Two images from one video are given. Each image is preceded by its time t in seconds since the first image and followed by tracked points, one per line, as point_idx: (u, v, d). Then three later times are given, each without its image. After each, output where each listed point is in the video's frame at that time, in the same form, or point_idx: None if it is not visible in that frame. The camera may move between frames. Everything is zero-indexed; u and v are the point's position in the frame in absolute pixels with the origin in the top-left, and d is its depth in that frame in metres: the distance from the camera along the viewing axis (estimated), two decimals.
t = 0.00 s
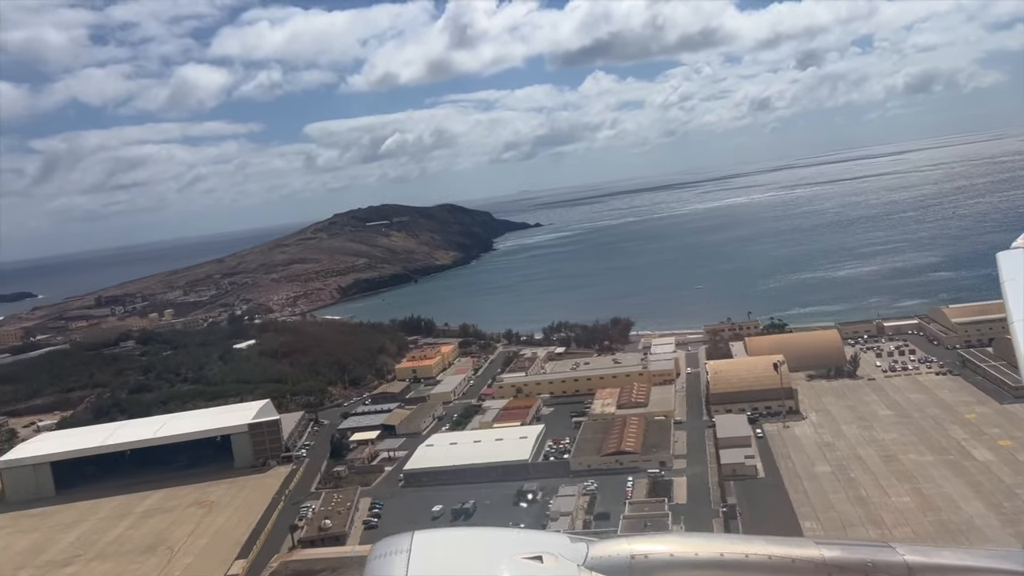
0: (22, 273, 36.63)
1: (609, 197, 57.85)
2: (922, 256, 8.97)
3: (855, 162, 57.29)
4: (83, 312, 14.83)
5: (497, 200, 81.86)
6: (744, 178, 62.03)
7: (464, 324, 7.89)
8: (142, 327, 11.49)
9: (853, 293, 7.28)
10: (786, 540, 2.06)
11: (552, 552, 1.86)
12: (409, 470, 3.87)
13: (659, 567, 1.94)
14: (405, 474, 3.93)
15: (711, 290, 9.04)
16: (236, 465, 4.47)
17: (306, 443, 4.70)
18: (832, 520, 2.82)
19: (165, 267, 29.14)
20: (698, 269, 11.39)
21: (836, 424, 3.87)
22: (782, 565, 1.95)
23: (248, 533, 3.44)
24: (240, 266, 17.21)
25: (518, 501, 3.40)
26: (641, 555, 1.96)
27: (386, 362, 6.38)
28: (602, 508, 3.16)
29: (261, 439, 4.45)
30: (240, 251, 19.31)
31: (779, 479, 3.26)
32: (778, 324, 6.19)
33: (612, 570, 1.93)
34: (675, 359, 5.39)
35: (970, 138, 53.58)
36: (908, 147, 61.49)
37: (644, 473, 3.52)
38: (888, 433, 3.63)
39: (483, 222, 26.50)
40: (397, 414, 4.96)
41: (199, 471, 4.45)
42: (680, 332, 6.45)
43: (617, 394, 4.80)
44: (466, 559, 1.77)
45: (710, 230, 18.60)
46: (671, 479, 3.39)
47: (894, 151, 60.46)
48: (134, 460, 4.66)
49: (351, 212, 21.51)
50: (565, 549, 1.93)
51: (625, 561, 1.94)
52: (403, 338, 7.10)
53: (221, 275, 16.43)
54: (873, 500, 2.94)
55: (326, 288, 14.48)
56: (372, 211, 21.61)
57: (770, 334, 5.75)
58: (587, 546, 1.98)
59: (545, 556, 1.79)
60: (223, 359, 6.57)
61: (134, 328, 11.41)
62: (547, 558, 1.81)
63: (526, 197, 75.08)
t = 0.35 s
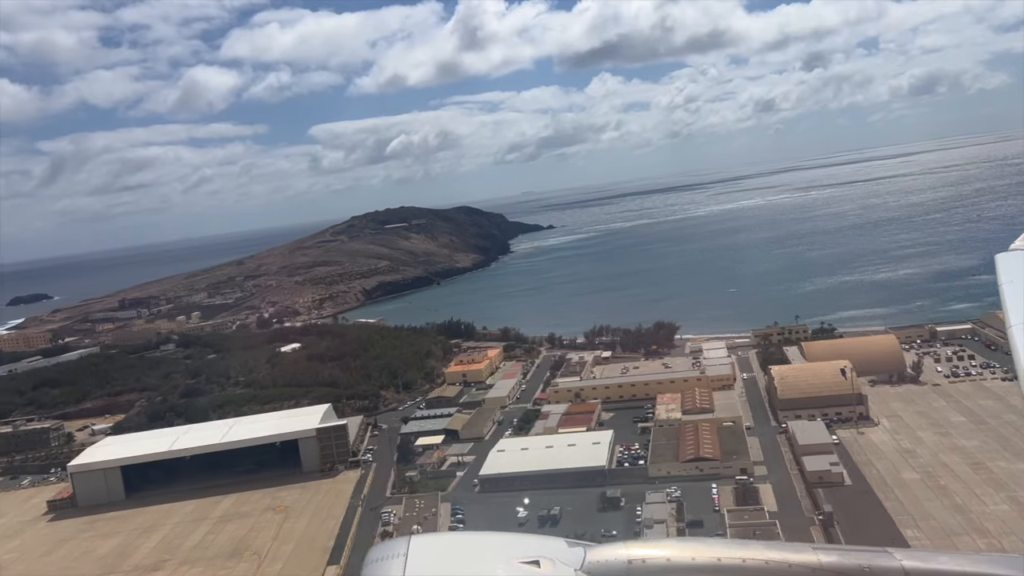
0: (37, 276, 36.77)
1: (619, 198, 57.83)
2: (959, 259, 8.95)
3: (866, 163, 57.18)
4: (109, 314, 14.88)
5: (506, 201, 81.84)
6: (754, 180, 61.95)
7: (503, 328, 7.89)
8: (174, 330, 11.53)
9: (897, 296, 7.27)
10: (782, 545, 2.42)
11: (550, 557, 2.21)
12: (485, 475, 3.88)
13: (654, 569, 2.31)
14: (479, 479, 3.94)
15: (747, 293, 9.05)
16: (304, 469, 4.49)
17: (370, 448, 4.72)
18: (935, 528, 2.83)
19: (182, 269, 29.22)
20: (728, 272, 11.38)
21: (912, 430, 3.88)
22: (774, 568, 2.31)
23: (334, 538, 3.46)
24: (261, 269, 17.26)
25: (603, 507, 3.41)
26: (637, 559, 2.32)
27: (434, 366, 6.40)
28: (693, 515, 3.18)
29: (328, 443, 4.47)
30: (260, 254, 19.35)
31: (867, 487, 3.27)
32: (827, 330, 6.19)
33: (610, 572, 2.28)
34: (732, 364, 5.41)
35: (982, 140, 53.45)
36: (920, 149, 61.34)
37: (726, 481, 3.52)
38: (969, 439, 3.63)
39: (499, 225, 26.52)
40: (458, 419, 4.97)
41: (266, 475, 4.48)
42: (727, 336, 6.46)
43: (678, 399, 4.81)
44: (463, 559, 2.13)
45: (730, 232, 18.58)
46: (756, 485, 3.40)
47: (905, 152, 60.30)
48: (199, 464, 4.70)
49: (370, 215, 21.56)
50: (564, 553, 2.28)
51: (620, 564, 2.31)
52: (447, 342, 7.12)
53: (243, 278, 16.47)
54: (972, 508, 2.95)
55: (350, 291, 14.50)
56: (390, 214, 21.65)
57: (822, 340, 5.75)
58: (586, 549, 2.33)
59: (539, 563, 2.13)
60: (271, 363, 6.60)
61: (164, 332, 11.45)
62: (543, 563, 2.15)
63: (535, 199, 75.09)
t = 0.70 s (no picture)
0: (51, 278, 36.94)
1: (629, 200, 57.75)
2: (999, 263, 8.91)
3: (877, 164, 57.02)
4: (134, 316, 14.92)
5: (514, 202, 81.84)
6: (764, 180, 61.82)
7: (546, 331, 7.89)
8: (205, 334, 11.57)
9: (943, 300, 7.25)
10: (781, 545, 2.45)
11: (551, 556, 2.30)
12: (565, 482, 3.88)
13: (651, 565, 2.35)
14: (559, 486, 3.93)
15: (785, 296, 9.04)
16: (375, 474, 4.50)
17: (439, 453, 4.73)
18: None
19: (197, 270, 29.31)
20: (758, 275, 11.38)
21: (994, 438, 3.87)
22: (772, 566, 2.34)
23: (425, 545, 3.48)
24: (284, 270, 17.30)
25: (694, 514, 3.41)
26: (637, 557, 2.36)
27: (485, 370, 6.41)
28: (791, 523, 3.18)
29: (399, 448, 4.49)
30: (280, 256, 19.40)
31: (963, 495, 3.27)
32: (880, 335, 6.18)
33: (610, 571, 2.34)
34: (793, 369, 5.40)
35: (994, 141, 53.26)
36: (931, 150, 61.15)
37: (815, 488, 3.52)
38: None
39: (515, 227, 26.54)
40: (522, 424, 4.97)
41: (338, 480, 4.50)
42: (779, 341, 6.46)
43: (745, 404, 4.81)
44: (459, 555, 2.26)
45: (751, 233, 18.57)
46: (848, 493, 3.40)
47: (916, 153, 60.11)
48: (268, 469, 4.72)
49: (388, 216, 21.59)
50: (562, 550, 2.37)
51: (620, 562, 2.35)
52: (493, 347, 7.13)
53: (266, 279, 16.51)
54: None
55: (376, 293, 14.52)
56: (409, 215, 21.68)
57: (878, 345, 5.75)
58: (585, 549, 2.39)
59: (540, 561, 2.23)
60: (322, 366, 6.61)
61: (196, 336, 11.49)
62: (543, 561, 2.26)
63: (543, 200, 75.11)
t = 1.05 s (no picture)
0: (63, 280, 37.08)
1: (637, 200, 57.76)
2: None
3: (886, 164, 56.97)
4: (156, 316, 14.96)
5: (521, 202, 81.88)
6: (772, 181, 61.79)
7: (584, 334, 7.88)
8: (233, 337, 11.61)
9: (985, 304, 7.25)
10: (785, 538, 2.59)
11: (548, 548, 2.36)
12: (638, 487, 3.87)
13: (655, 560, 2.48)
14: (632, 490, 3.93)
15: (819, 299, 9.06)
16: (439, 478, 4.51)
17: (499, 456, 4.74)
18: None
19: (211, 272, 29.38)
20: (786, 277, 11.37)
21: None
22: (772, 562, 2.47)
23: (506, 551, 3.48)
24: (303, 271, 17.34)
25: (777, 520, 3.41)
26: (637, 551, 2.48)
27: (531, 373, 6.41)
28: (879, 530, 3.18)
29: (463, 452, 4.50)
30: (298, 257, 19.41)
31: None
32: (927, 339, 6.18)
33: (610, 565, 2.45)
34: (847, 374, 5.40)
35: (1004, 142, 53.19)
36: (939, 150, 61.08)
37: (895, 495, 3.53)
38: None
39: (529, 228, 26.56)
40: (580, 428, 4.97)
41: (402, 484, 4.51)
42: (824, 344, 6.47)
43: (805, 409, 4.82)
44: (453, 558, 2.25)
45: (769, 234, 18.54)
46: (932, 500, 3.40)
47: (925, 153, 60.02)
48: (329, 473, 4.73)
49: (405, 217, 21.62)
50: (565, 545, 2.44)
51: (622, 557, 2.46)
52: (535, 349, 7.13)
53: (286, 280, 16.56)
54: None
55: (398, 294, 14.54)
56: (425, 216, 21.72)
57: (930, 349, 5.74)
58: (584, 542, 2.49)
59: (540, 555, 2.28)
60: (366, 369, 6.62)
61: (224, 340, 11.54)
62: (543, 555, 2.31)
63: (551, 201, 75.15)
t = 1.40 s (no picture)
0: (74, 280, 37.16)
1: (645, 200, 57.75)
2: None
3: (895, 163, 56.91)
4: (179, 316, 14.98)
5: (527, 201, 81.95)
6: (780, 180, 61.77)
7: (625, 336, 7.88)
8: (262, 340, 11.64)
9: None
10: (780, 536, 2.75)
11: (556, 547, 2.55)
12: (718, 492, 3.86)
13: (656, 558, 2.67)
14: (710, 496, 3.92)
15: (856, 300, 9.06)
16: (507, 482, 4.51)
17: (565, 460, 4.74)
18: None
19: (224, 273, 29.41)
20: (815, 277, 11.36)
21: None
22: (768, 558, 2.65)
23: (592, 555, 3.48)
24: (323, 270, 17.38)
25: (869, 526, 3.41)
26: (641, 549, 2.69)
27: (580, 376, 6.41)
28: (976, 538, 3.19)
29: (531, 456, 4.49)
30: (316, 258, 19.43)
31: None
32: (979, 342, 6.18)
33: (614, 565, 2.63)
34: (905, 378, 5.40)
35: (1013, 142, 53.11)
36: (947, 149, 61.01)
37: (982, 501, 3.53)
38: None
39: (542, 229, 26.57)
40: (643, 432, 4.97)
41: (471, 487, 4.50)
42: (874, 347, 6.47)
43: (869, 413, 4.81)
44: (458, 556, 2.42)
45: (788, 234, 18.53)
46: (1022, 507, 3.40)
47: (933, 152, 59.94)
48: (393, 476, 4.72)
49: (421, 217, 21.67)
50: (569, 545, 2.63)
51: (625, 554, 2.66)
52: (579, 352, 7.13)
53: (307, 280, 16.60)
54: None
55: (422, 293, 14.57)
56: (442, 216, 21.77)
57: (985, 354, 5.74)
58: (590, 542, 2.68)
59: (546, 552, 2.45)
60: (414, 372, 6.62)
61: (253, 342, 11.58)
62: (549, 553, 2.48)
63: (557, 200, 75.16)
